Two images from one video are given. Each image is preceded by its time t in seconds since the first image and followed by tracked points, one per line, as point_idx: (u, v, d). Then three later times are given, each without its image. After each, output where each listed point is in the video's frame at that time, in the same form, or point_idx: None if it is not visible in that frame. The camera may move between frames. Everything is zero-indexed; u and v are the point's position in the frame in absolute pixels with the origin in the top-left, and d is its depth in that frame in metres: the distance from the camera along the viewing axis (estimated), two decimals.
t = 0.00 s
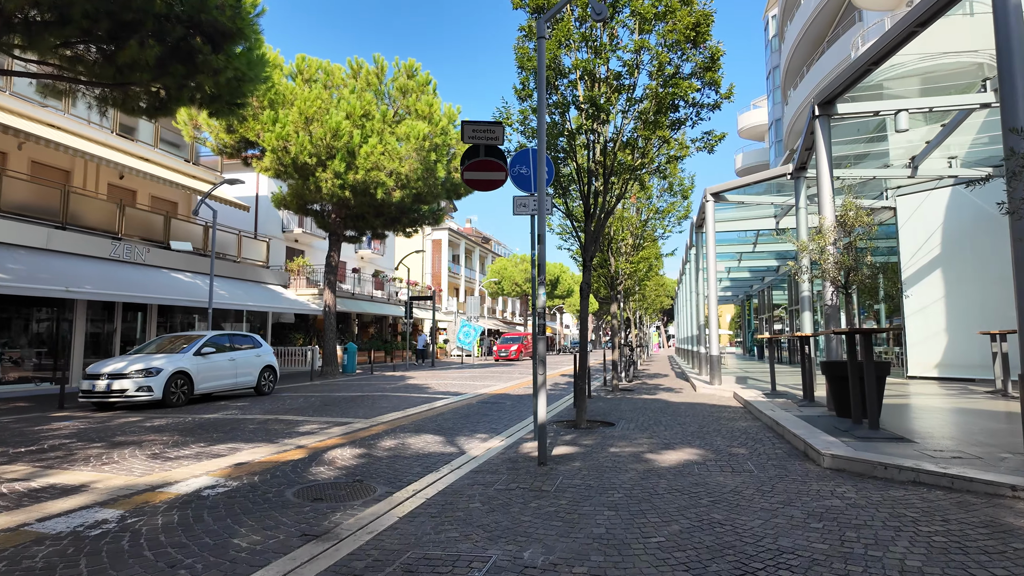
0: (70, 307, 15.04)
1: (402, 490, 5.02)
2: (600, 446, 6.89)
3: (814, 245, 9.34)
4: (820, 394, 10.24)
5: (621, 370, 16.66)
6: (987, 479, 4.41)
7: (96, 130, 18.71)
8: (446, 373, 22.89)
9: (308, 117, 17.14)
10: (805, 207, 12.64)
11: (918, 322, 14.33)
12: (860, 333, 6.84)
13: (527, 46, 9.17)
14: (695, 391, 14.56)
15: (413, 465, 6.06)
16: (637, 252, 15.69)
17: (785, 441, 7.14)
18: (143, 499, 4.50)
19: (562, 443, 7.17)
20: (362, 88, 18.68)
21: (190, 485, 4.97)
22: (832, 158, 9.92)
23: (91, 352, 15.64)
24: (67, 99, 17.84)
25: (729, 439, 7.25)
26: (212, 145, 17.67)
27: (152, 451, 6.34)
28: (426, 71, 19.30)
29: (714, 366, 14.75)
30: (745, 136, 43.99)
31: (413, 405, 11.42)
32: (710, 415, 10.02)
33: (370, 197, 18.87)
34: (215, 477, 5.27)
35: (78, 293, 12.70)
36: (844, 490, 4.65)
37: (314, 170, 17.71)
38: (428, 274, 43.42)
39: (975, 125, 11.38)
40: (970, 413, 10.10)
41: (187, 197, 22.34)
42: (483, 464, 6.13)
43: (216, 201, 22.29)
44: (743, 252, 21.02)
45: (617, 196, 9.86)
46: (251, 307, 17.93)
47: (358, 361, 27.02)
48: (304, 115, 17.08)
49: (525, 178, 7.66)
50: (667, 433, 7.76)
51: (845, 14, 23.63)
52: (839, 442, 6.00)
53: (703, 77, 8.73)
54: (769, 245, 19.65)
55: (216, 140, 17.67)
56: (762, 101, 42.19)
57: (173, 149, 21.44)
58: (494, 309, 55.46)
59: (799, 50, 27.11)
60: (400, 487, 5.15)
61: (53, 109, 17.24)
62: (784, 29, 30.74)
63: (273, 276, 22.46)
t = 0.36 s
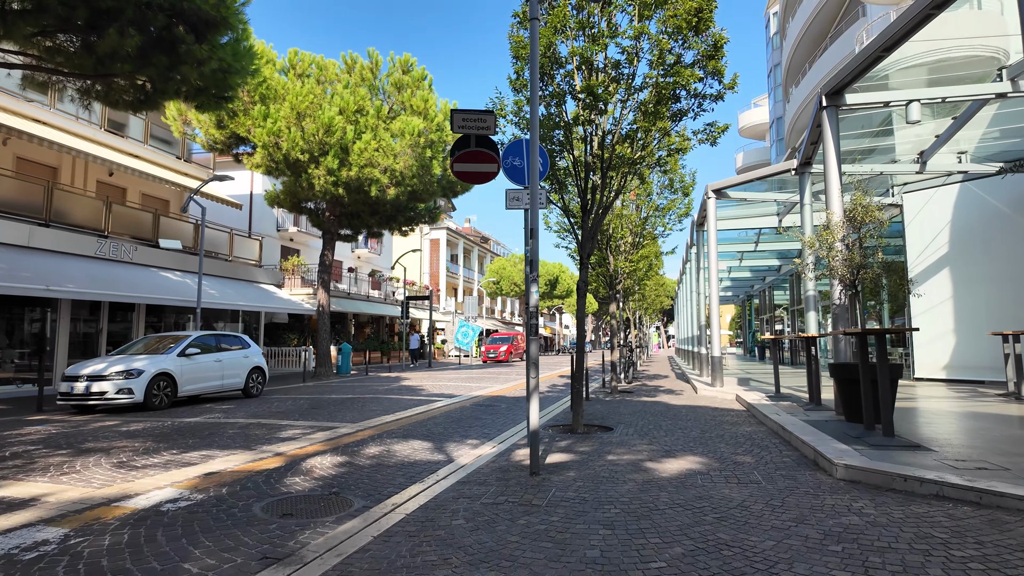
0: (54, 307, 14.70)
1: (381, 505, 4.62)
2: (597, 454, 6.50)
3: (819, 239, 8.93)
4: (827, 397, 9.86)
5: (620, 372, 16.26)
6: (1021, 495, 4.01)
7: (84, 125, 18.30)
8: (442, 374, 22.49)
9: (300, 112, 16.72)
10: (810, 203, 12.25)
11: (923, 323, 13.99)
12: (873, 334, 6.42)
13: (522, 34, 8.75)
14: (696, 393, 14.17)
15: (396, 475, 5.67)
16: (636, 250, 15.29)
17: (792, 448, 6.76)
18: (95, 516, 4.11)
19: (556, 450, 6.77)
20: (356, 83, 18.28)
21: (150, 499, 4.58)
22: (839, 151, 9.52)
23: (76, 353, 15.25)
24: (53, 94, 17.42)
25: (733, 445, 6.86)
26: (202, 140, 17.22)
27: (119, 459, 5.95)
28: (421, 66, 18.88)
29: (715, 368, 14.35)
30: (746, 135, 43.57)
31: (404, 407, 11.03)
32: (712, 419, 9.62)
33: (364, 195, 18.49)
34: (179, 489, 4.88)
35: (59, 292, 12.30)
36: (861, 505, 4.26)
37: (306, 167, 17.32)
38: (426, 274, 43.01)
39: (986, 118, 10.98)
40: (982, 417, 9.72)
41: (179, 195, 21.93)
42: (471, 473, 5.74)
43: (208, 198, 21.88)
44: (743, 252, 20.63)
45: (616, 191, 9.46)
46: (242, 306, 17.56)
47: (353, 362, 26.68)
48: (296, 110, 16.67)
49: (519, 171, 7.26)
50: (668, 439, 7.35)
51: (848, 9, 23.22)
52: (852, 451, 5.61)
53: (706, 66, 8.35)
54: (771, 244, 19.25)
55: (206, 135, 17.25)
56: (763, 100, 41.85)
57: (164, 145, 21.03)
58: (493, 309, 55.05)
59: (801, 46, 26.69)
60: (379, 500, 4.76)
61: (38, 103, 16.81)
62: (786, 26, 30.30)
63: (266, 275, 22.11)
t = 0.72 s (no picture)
0: (38, 307, 14.31)
1: (351, 522, 4.22)
2: (592, 463, 6.09)
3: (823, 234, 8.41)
4: (833, 400, 9.46)
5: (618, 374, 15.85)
6: None
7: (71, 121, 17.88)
8: (438, 375, 22.13)
9: (291, 107, 16.33)
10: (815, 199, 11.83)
11: (929, 322, 13.56)
12: (884, 332, 6.00)
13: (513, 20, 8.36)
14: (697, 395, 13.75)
15: (374, 487, 5.27)
16: (635, 249, 14.88)
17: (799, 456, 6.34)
18: (32, 537, 3.71)
19: (548, 458, 6.37)
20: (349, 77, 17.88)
21: (99, 516, 4.17)
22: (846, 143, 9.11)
23: (60, 354, 14.86)
24: (38, 89, 16.99)
25: (736, 453, 6.45)
26: (191, 136, 16.80)
27: (79, 469, 5.56)
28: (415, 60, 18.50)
29: (716, 369, 13.94)
30: (747, 134, 43.17)
31: (394, 411, 10.64)
32: (714, 423, 9.20)
33: (358, 192, 18.09)
34: (134, 504, 4.48)
35: (37, 291, 11.90)
36: (879, 524, 3.86)
37: (298, 163, 16.91)
38: (424, 274, 42.63)
39: (997, 110, 10.56)
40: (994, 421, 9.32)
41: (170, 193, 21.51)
42: (455, 485, 5.33)
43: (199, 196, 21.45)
44: (745, 251, 20.25)
45: (612, 184, 9.05)
46: (232, 307, 17.17)
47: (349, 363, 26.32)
48: (286, 105, 16.27)
49: (510, 161, 6.86)
50: (667, 446, 6.95)
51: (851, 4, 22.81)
52: (865, 460, 5.20)
53: (707, 54, 7.97)
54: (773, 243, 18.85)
55: (195, 131, 16.85)
56: (764, 98, 41.50)
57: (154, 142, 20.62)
58: (492, 310, 54.67)
59: (803, 42, 26.29)
60: (350, 517, 4.35)
61: (22, 99, 16.40)
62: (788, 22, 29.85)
63: (258, 275, 21.74)
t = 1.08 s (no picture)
0: (25, 309, 14.01)
1: (318, 543, 3.85)
2: (586, 474, 5.70)
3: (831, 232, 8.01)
4: (842, 405, 9.04)
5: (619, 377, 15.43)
6: None
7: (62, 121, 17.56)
8: (436, 378, 21.77)
9: (285, 104, 16.02)
10: (822, 196, 11.41)
11: (944, 325, 13.13)
12: (896, 335, 5.59)
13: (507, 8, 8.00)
14: (701, 400, 13.33)
15: (350, 502, 4.89)
16: (636, 249, 14.48)
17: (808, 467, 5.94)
18: None
19: (540, 470, 5.96)
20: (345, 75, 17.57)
21: (41, 537, 3.81)
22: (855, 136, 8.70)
23: (48, 357, 14.54)
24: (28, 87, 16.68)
25: (740, 464, 6.04)
26: (183, 136, 16.46)
27: (38, 482, 5.19)
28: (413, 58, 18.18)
29: (719, 373, 13.52)
30: (751, 134, 42.78)
31: (385, 416, 10.27)
32: (717, 429, 8.80)
33: (353, 192, 17.76)
34: (84, 522, 4.11)
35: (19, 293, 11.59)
36: (900, 549, 3.47)
37: (292, 162, 16.59)
38: (425, 275, 42.31)
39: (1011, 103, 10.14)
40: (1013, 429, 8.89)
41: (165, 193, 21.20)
42: (437, 500, 4.94)
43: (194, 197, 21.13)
44: (749, 251, 19.83)
45: (610, 180, 8.67)
46: (226, 309, 16.85)
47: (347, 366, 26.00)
48: (280, 103, 15.96)
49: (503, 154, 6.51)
50: (668, 456, 6.54)
51: None
52: (881, 474, 4.79)
53: (709, 42, 7.61)
54: (778, 243, 18.43)
55: (187, 130, 16.55)
56: (768, 98, 41.13)
57: (148, 142, 20.31)
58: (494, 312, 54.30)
59: (808, 39, 25.91)
60: (317, 538, 3.98)
61: (12, 98, 16.10)
62: (792, 20, 29.47)
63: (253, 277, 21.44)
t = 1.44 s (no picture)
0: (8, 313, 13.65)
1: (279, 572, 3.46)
2: (581, 490, 5.30)
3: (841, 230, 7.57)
4: (852, 413, 8.64)
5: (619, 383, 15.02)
6: None
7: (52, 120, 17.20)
8: (433, 383, 21.37)
9: (277, 104, 15.70)
10: (828, 196, 11.02)
11: (955, 329, 12.71)
12: (912, 340, 5.19)
13: None
14: (703, 407, 12.91)
15: (323, 522, 4.49)
16: (637, 251, 14.10)
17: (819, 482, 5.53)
18: None
19: (533, 485, 5.57)
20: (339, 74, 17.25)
21: None
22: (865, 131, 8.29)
23: (33, 362, 14.16)
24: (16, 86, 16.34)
25: (747, 478, 5.64)
26: (174, 135, 16.13)
27: None
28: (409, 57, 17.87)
29: (722, 379, 13.09)
30: (752, 137, 42.47)
31: (375, 424, 9.88)
32: (721, 439, 8.39)
33: (348, 193, 17.42)
34: (23, 547, 3.72)
35: None
36: None
37: (285, 162, 16.25)
38: (424, 279, 41.92)
39: None
40: None
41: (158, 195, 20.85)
42: (419, 520, 4.55)
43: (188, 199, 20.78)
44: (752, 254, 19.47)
45: (608, 177, 8.29)
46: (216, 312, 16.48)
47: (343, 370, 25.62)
48: (272, 102, 15.63)
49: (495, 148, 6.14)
50: (669, 469, 6.14)
51: None
52: (901, 492, 4.39)
53: (712, 33, 7.25)
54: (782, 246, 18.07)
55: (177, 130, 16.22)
56: (770, 102, 40.89)
57: (141, 143, 19.96)
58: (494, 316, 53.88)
59: (811, 39, 25.60)
60: (280, 566, 3.58)
61: None
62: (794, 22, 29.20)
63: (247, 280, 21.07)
